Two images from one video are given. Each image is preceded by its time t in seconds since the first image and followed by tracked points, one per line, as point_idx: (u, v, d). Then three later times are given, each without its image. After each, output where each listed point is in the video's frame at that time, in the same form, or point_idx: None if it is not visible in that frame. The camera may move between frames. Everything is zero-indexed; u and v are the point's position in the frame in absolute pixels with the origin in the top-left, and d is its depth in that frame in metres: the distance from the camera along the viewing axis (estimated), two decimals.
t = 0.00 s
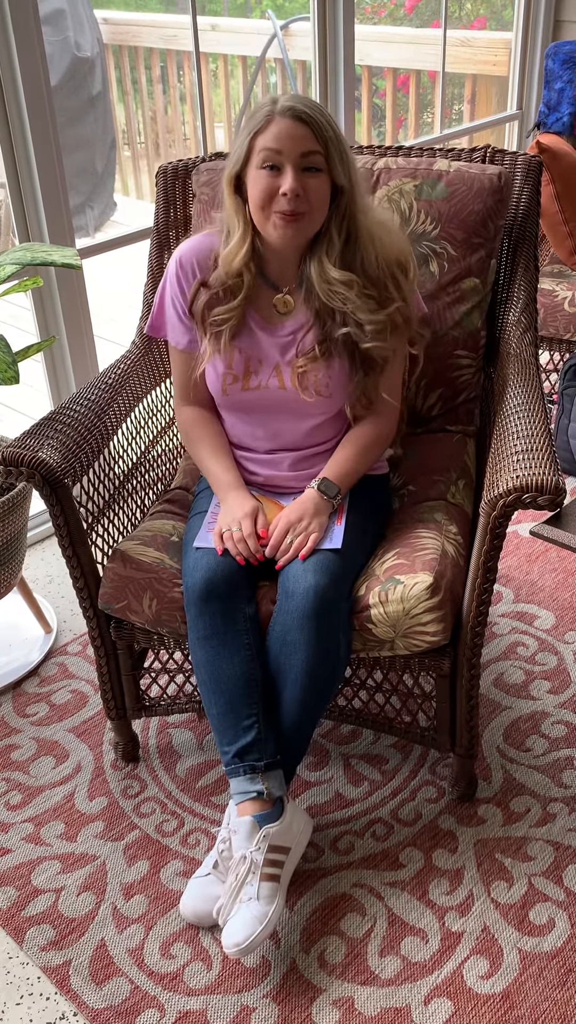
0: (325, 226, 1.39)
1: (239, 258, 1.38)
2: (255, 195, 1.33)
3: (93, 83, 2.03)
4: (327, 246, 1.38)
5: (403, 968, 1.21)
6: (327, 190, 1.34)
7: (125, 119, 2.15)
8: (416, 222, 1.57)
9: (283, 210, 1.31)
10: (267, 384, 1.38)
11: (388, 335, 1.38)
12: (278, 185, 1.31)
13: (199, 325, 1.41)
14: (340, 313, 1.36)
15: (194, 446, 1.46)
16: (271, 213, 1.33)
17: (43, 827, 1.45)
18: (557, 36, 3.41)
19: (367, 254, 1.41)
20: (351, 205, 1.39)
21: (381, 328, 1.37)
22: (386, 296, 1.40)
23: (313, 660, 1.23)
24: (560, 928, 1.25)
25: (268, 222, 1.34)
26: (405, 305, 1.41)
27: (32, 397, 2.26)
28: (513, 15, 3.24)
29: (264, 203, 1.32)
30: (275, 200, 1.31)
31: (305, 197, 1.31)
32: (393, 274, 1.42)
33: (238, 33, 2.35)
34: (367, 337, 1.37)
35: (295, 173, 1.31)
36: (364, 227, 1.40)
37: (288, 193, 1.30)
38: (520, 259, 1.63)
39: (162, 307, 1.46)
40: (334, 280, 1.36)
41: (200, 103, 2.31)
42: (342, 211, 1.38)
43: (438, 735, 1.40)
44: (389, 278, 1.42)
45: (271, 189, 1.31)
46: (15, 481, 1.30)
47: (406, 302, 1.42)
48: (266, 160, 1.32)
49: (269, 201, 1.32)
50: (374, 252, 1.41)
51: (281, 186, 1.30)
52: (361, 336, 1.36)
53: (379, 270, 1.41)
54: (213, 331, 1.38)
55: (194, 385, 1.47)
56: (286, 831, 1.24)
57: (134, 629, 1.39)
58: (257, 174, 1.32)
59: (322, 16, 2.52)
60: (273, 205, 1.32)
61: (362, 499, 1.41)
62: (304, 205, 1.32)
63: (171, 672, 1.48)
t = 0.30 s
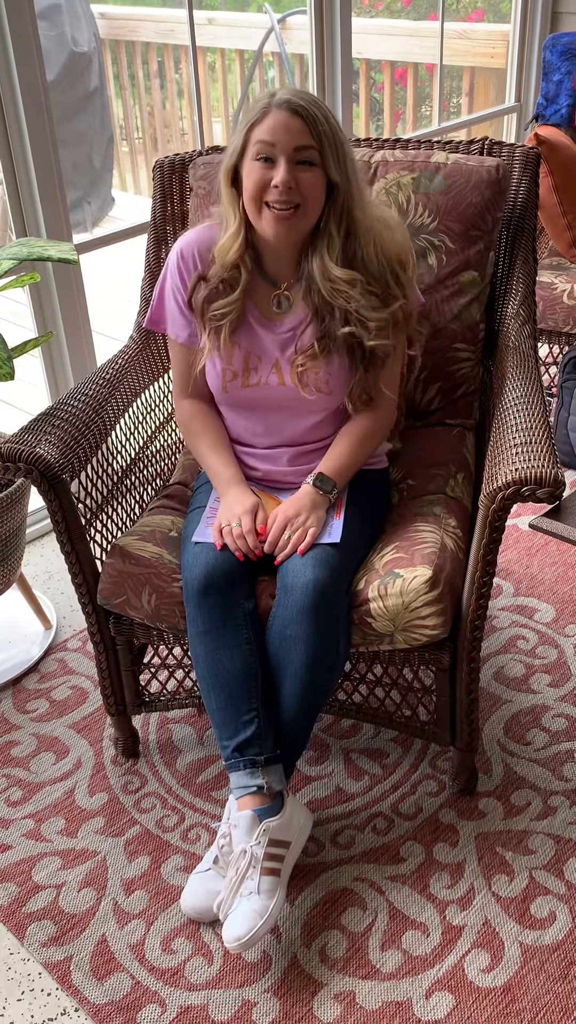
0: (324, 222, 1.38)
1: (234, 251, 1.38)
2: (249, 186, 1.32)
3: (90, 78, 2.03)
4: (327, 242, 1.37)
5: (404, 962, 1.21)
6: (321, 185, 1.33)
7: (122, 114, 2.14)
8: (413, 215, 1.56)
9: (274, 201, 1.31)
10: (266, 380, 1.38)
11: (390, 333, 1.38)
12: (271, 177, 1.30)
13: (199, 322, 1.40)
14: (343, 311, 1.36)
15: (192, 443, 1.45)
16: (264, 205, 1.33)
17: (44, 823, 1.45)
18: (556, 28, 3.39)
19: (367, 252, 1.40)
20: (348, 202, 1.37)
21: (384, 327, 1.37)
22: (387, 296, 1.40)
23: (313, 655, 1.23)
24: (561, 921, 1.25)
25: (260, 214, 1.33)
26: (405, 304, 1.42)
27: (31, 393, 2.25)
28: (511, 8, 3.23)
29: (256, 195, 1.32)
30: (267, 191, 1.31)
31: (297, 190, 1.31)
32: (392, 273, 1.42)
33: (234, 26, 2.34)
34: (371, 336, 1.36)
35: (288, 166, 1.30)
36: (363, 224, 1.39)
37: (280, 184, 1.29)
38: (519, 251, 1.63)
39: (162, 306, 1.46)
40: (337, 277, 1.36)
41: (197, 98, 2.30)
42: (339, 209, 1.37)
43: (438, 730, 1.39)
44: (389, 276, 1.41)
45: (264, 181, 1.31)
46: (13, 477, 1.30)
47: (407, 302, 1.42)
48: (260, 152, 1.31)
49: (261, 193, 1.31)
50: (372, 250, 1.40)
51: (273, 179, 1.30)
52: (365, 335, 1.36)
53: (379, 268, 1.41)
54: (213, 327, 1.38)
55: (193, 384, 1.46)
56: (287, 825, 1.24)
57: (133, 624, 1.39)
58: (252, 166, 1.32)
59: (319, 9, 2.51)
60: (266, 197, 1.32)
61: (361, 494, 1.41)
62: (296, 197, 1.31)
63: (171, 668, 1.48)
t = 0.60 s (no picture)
0: (325, 223, 1.38)
1: (232, 251, 1.37)
2: (247, 187, 1.32)
3: (88, 77, 2.03)
4: (331, 243, 1.37)
5: (404, 960, 1.21)
6: (319, 187, 1.33)
7: (120, 112, 2.14)
8: (412, 213, 1.56)
9: (272, 202, 1.31)
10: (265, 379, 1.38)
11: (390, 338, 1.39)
12: (268, 177, 1.30)
13: (196, 324, 1.40)
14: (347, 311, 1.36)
15: (192, 443, 1.45)
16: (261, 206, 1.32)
17: (44, 822, 1.45)
18: (553, 25, 3.39)
19: (370, 255, 1.40)
20: (347, 203, 1.37)
21: (385, 331, 1.38)
22: (387, 298, 1.40)
23: (313, 654, 1.23)
24: (561, 919, 1.25)
25: (258, 215, 1.33)
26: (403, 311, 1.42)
27: (30, 393, 2.25)
28: (509, 5, 3.22)
29: (254, 196, 1.32)
30: (265, 192, 1.31)
31: (294, 191, 1.31)
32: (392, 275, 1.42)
33: (232, 24, 2.34)
34: (372, 339, 1.37)
35: (286, 167, 1.30)
36: (363, 227, 1.40)
37: (278, 185, 1.29)
38: (517, 249, 1.63)
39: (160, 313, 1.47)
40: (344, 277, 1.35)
41: (196, 96, 2.30)
42: (338, 210, 1.37)
43: (438, 728, 1.40)
44: (388, 281, 1.41)
45: (262, 181, 1.31)
46: (13, 477, 1.30)
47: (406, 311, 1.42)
48: (258, 152, 1.31)
49: (259, 193, 1.31)
50: (372, 251, 1.40)
51: (271, 179, 1.30)
52: (364, 336, 1.37)
53: (380, 272, 1.41)
54: (210, 328, 1.38)
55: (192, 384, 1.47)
56: (287, 824, 1.24)
57: (133, 624, 1.39)
58: (250, 166, 1.32)
59: (317, 6, 2.51)
60: (263, 197, 1.31)
61: (360, 494, 1.41)
62: (294, 198, 1.31)
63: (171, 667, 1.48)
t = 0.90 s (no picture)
0: (324, 224, 1.38)
1: (230, 251, 1.37)
2: (248, 188, 1.32)
3: (86, 78, 2.02)
4: (330, 244, 1.37)
5: (403, 962, 1.21)
6: (320, 187, 1.34)
7: (119, 113, 2.14)
8: (411, 214, 1.56)
9: (273, 203, 1.31)
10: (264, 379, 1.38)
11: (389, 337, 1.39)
12: (270, 178, 1.30)
13: (195, 323, 1.40)
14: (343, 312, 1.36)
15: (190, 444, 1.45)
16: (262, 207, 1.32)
17: (43, 824, 1.45)
18: (552, 26, 3.39)
19: (369, 255, 1.40)
20: (347, 203, 1.37)
21: (384, 331, 1.38)
22: (387, 298, 1.40)
23: (312, 656, 1.23)
24: (560, 920, 1.25)
25: (259, 216, 1.33)
26: (403, 310, 1.42)
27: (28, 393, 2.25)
28: (508, 6, 3.22)
29: (255, 196, 1.32)
30: (266, 193, 1.31)
31: (296, 192, 1.31)
32: (391, 275, 1.41)
33: (231, 24, 2.34)
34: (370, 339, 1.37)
35: (288, 168, 1.30)
36: (363, 226, 1.39)
37: (280, 186, 1.29)
38: (516, 251, 1.63)
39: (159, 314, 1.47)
40: (341, 278, 1.35)
41: (194, 97, 2.30)
42: (339, 209, 1.37)
43: (437, 730, 1.40)
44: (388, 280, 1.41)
45: (263, 182, 1.31)
46: (11, 479, 1.30)
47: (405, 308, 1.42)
48: (259, 153, 1.31)
49: (260, 194, 1.31)
50: (372, 251, 1.40)
51: (273, 180, 1.30)
52: (365, 336, 1.36)
53: (380, 271, 1.41)
54: (209, 327, 1.38)
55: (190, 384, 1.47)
56: (286, 825, 1.24)
57: (131, 625, 1.39)
58: (250, 167, 1.32)
59: (316, 7, 2.51)
60: (265, 198, 1.31)
61: (360, 495, 1.41)
62: (295, 199, 1.31)
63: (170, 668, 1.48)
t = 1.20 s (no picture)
0: (322, 220, 1.38)
1: (233, 249, 1.38)
2: (248, 184, 1.33)
3: (85, 79, 2.03)
4: (326, 242, 1.37)
5: (401, 964, 1.21)
6: (319, 184, 1.34)
7: (117, 115, 2.14)
8: (409, 217, 1.57)
9: (273, 201, 1.31)
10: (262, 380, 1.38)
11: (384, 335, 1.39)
12: (270, 175, 1.30)
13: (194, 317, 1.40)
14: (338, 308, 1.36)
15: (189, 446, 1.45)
16: (262, 204, 1.33)
17: (41, 826, 1.45)
18: (550, 29, 3.40)
19: (366, 252, 1.40)
20: (346, 200, 1.38)
21: (379, 329, 1.38)
22: (383, 296, 1.40)
23: (310, 658, 1.23)
24: (558, 922, 1.25)
25: (259, 213, 1.33)
26: (399, 308, 1.42)
27: (27, 395, 2.25)
28: (506, 9, 3.23)
29: (255, 193, 1.32)
30: (266, 190, 1.31)
31: (296, 189, 1.31)
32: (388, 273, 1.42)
33: (229, 27, 2.34)
34: (365, 336, 1.37)
35: (288, 164, 1.30)
36: (361, 223, 1.40)
37: (279, 183, 1.30)
38: (514, 254, 1.63)
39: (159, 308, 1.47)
40: (336, 275, 1.36)
41: (193, 99, 2.30)
42: (337, 207, 1.37)
43: (435, 732, 1.39)
44: (385, 278, 1.41)
45: (263, 179, 1.31)
46: (10, 480, 1.30)
47: (402, 307, 1.42)
48: (259, 150, 1.31)
49: (261, 191, 1.32)
50: (368, 248, 1.40)
51: (273, 177, 1.30)
52: (359, 332, 1.36)
53: (377, 268, 1.41)
54: (210, 324, 1.39)
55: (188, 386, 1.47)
56: (284, 827, 1.24)
57: (129, 627, 1.39)
58: (250, 164, 1.32)
59: (314, 9, 2.51)
60: (265, 195, 1.32)
61: (358, 498, 1.41)
62: (295, 195, 1.32)
63: (167, 670, 1.48)
